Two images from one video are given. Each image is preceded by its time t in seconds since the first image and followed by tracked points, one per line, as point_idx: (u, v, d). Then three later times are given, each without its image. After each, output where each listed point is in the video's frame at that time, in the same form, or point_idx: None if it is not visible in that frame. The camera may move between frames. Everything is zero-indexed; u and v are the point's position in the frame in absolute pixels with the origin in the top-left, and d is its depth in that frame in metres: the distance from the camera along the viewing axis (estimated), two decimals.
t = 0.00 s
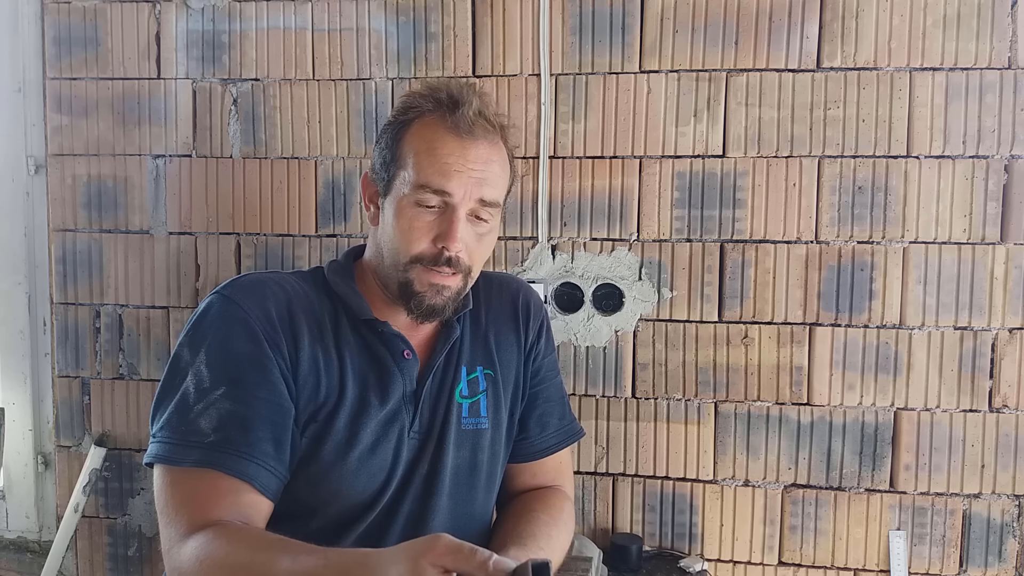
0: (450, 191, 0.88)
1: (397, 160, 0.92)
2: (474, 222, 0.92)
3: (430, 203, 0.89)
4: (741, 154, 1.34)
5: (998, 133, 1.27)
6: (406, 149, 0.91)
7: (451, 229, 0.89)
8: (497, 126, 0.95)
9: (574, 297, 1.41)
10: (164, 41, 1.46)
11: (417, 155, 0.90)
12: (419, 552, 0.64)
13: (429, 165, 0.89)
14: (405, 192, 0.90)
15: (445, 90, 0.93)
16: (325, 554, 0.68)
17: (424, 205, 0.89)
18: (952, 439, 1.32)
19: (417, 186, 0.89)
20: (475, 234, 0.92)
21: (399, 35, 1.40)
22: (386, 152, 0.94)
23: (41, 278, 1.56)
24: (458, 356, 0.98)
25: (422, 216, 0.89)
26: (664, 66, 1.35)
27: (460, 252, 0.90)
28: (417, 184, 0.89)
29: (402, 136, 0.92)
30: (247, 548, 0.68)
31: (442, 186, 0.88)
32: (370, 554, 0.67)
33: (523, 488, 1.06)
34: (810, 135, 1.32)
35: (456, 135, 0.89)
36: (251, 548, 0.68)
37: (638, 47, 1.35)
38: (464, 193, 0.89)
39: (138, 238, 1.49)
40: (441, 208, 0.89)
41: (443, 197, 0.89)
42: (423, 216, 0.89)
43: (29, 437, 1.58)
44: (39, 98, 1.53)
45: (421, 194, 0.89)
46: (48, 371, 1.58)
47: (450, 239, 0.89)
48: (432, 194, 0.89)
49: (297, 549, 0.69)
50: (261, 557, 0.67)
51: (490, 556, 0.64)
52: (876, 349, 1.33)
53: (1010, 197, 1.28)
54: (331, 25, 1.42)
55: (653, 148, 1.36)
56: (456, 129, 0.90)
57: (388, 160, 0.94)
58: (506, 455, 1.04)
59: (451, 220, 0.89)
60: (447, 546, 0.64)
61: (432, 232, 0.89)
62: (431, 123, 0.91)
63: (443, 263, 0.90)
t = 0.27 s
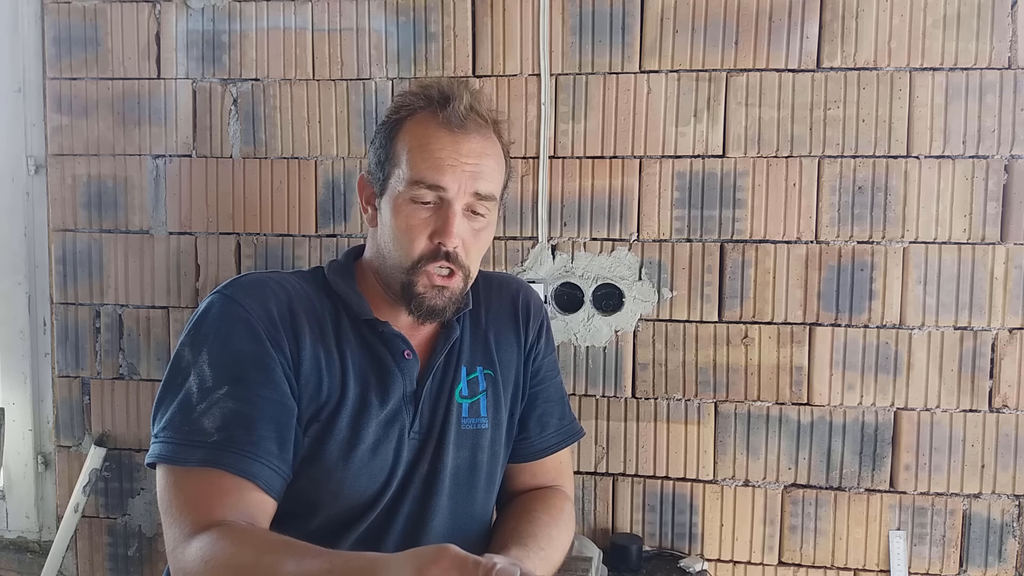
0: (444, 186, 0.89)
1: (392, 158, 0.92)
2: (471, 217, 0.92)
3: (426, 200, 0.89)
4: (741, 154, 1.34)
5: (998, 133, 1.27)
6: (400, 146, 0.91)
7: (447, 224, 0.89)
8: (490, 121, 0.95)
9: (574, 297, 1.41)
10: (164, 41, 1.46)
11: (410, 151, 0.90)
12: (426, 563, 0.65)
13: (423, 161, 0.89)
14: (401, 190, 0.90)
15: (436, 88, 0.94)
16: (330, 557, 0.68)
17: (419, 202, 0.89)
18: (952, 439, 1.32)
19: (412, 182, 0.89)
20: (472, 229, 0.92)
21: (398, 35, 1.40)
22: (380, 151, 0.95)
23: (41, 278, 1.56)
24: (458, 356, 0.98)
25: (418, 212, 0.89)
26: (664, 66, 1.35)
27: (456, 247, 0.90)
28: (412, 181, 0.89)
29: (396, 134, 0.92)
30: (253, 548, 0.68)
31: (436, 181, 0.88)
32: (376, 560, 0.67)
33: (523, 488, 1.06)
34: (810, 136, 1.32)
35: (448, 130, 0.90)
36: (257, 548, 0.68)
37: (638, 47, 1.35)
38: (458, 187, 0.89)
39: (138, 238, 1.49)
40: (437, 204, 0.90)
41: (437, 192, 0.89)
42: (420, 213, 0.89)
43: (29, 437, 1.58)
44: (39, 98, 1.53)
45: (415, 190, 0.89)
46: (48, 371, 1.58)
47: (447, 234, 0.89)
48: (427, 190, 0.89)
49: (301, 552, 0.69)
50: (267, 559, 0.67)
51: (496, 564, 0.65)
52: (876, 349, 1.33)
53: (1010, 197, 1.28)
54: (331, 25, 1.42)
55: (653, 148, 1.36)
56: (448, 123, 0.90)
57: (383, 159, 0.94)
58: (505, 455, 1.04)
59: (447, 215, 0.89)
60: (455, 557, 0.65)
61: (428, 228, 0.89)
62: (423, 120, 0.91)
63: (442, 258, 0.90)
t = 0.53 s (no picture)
0: (445, 187, 0.89)
1: (393, 158, 0.92)
2: (471, 218, 0.92)
3: (427, 200, 0.89)
4: (741, 154, 1.34)
5: (998, 133, 1.27)
6: (401, 147, 0.91)
7: (448, 224, 0.89)
8: (491, 121, 0.95)
9: (573, 297, 1.41)
10: (164, 41, 1.46)
11: (412, 151, 0.90)
12: (424, 560, 0.65)
13: (424, 161, 0.89)
14: (402, 190, 0.90)
15: (438, 89, 0.94)
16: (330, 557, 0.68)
17: (420, 203, 0.89)
18: (952, 439, 1.32)
19: (413, 183, 0.89)
20: (472, 229, 0.92)
21: (399, 35, 1.40)
22: (381, 152, 0.95)
23: (41, 278, 1.56)
24: (458, 356, 0.98)
25: (419, 213, 0.89)
26: (664, 66, 1.35)
27: (457, 248, 0.90)
28: (413, 182, 0.89)
29: (398, 135, 0.92)
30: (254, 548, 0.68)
31: (438, 182, 0.88)
32: (376, 557, 0.67)
33: (523, 488, 1.06)
34: (810, 136, 1.32)
35: (450, 130, 0.90)
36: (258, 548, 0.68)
37: (638, 47, 1.35)
38: (459, 188, 0.89)
39: (138, 238, 1.49)
40: (438, 204, 0.90)
41: (439, 193, 0.89)
42: (420, 213, 0.89)
43: (29, 437, 1.58)
44: (39, 98, 1.53)
45: (416, 191, 0.89)
46: (48, 371, 1.58)
47: (447, 234, 0.89)
48: (428, 191, 0.89)
49: (301, 552, 0.69)
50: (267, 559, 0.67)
51: (495, 563, 0.64)
52: (876, 349, 1.33)
53: (1010, 197, 1.28)
54: (331, 25, 1.42)
55: (653, 148, 1.36)
56: (449, 124, 0.90)
57: (384, 159, 0.94)
58: (505, 455, 1.04)
59: (448, 216, 0.89)
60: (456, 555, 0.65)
61: (429, 229, 0.89)
62: (426, 121, 0.91)
63: (441, 258, 0.90)
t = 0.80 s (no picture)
0: (447, 187, 0.89)
1: (394, 158, 0.92)
2: (472, 218, 0.92)
3: (428, 200, 0.89)
4: (741, 154, 1.34)
5: (998, 133, 1.27)
6: (402, 147, 0.91)
7: (449, 224, 0.89)
8: (491, 121, 0.95)
9: (573, 297, 1.41)
10: (164, 41, 1.46)
11: (413, 151, 0.90)
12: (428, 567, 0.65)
13: (425, 161, 0.89)
14: (403, 190, 0.90)
15: (438, 89, 0.94)
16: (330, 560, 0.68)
17: (422, 203, 0.89)
18: (952, 439, 1.32)
19: (414, 182, 0.89)
20: (474, 229, 0.92)
21: (399, 35, 1.40)
22: (382, 152, 0.95)
23: (41, 278, 1.56)
24: (458, 356, 0.98)
25: (421, 213, 0.89)
26: (664, 66, 1.35)
27: (459, 248, 0.90)
28: (415, 182, 0.89)
29: (398, 135, 0.92)
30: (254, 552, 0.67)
31: (439, 182, 0.89)
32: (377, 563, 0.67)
33: (523, 488, 1.06)
34: (810, 135, 1.32)
35: (451, 130, 0.90)
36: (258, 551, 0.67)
37: (638, 47, 1.35)
38: (461, 187, 0.90)
39: (138, 238, 1.49)
40: (439, 204, 0.90)
41: (441, 193, 0.89)
42: (422, 213, 0.89)
43: (29, 437, 1.58)
44: (39, 98, 1.53)
45: (417, 190, 0.89)
46: (48, 371, 1.58)
47: (449, 234, 0.89)
48: (429, 190, 0.89)
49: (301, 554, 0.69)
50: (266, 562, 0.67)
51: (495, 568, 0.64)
52: (876, 349, 1.33)
53: (1010, 197, 1.28)
54: (331, 25, 1.42)
55: (653, 148, 1.36)
56: (450, 123, 0.90)
57: (384, 159, 0.94)
58: (505, 455, 1.04)
59: (449, 215, 0.89)
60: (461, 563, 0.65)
61: (431, 228, 0.89)
62: (427, 120, 0.91)
63: (443, 257, 0.90)
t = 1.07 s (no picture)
0: (447, 187, 0.89)
1: (393, 159, 0.92)
2: (473, 217, 0.92)
3: (429, 201, 0.89)
4: (741, 154, 1.34)
5: (998, 133, 1.27)
6: (401, 148, 0.91)
7: (450, 224, 0.89)
8: (490, 121, 0.95)
9: (573, 297, 1.41)
10: (164, 41, 1.46)
11: (412, 151, 0.90)
12: None
13: (425, 162, 0.89)
14: (403, 191, 0.90)
15: (436, 89, 0.94)
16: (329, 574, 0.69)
17: (422, 203, 0.89)
18: (952, 439, 1.32)
19: (415, 183, 0.89)
20: (475, 228, 0.92)
21: (398, 35, 1.40)
22: (381, 153, 0.95)
23: (41, 278, 1.56)
24: (458, 356, 0.98)
25: (422, 213, 0.89)
26: (664, 66, 1.35)
27: (461, 247, 0.90)
28: (415, 183, 0.89)
29: (397, 135, 0.92)
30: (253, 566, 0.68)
31: (440, 183, 0.89)
32: None
33: (524, 488, 1.06)
34: (810, 135, 1.32)
35: (450, 130, 0.90)
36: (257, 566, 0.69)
37: (638, 47, 1.35)
38: (461, 187, 0.90)
39: (138, 238, 1.49)
40: (440, 204, 0.90)
41: (441, 193, 0.89)
42: (423, 214, 0.90)
43: (29, 437, 1.58)
44: (39, 98, 1.53)
45: (418, 191, 0.89)
46: (48, 371, 1.58)
47: (451, 234, 0.89)
48: (430, 191, 0.89)
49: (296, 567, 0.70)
50: None
51: None
52: (876, 349, 1.33)
53: (1010, 197, 1.28)
54: (331, 25, 1.42)
55: (653, 148, 1.36)
56: (449, 123, 0.90)
57: (384, 160, 0.94)
58: (506, 455, 1.04)
59: (450, 215, 0.89)
60: None
61: (432, 229, 0.89)
62: (425, 121, 0.91)
63: (445, 257, 0.90)
